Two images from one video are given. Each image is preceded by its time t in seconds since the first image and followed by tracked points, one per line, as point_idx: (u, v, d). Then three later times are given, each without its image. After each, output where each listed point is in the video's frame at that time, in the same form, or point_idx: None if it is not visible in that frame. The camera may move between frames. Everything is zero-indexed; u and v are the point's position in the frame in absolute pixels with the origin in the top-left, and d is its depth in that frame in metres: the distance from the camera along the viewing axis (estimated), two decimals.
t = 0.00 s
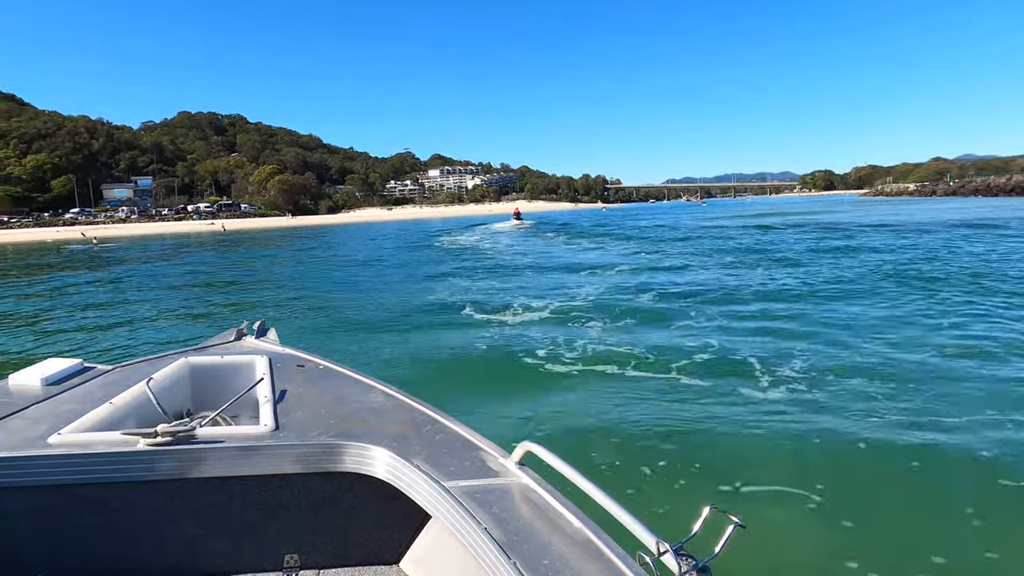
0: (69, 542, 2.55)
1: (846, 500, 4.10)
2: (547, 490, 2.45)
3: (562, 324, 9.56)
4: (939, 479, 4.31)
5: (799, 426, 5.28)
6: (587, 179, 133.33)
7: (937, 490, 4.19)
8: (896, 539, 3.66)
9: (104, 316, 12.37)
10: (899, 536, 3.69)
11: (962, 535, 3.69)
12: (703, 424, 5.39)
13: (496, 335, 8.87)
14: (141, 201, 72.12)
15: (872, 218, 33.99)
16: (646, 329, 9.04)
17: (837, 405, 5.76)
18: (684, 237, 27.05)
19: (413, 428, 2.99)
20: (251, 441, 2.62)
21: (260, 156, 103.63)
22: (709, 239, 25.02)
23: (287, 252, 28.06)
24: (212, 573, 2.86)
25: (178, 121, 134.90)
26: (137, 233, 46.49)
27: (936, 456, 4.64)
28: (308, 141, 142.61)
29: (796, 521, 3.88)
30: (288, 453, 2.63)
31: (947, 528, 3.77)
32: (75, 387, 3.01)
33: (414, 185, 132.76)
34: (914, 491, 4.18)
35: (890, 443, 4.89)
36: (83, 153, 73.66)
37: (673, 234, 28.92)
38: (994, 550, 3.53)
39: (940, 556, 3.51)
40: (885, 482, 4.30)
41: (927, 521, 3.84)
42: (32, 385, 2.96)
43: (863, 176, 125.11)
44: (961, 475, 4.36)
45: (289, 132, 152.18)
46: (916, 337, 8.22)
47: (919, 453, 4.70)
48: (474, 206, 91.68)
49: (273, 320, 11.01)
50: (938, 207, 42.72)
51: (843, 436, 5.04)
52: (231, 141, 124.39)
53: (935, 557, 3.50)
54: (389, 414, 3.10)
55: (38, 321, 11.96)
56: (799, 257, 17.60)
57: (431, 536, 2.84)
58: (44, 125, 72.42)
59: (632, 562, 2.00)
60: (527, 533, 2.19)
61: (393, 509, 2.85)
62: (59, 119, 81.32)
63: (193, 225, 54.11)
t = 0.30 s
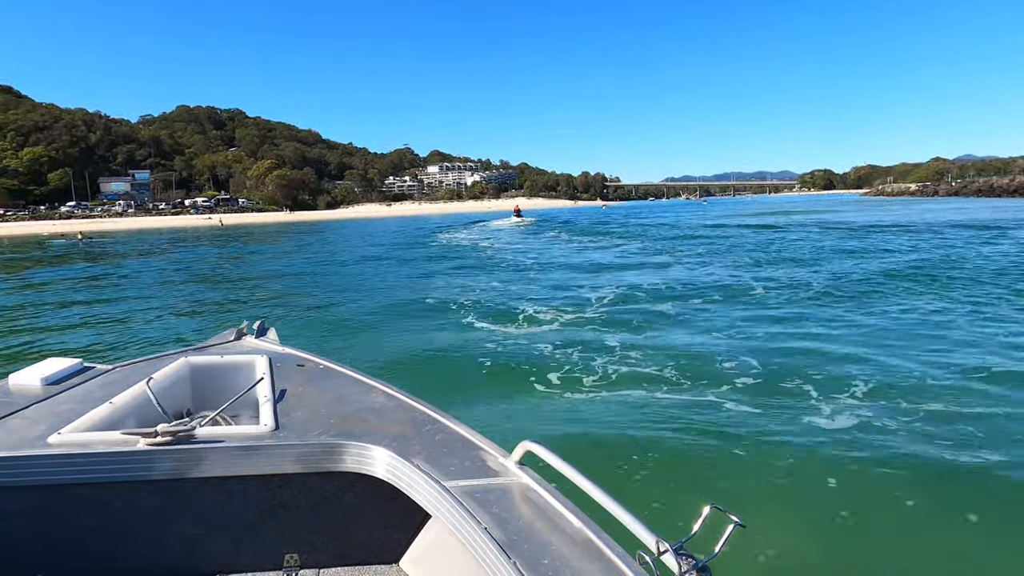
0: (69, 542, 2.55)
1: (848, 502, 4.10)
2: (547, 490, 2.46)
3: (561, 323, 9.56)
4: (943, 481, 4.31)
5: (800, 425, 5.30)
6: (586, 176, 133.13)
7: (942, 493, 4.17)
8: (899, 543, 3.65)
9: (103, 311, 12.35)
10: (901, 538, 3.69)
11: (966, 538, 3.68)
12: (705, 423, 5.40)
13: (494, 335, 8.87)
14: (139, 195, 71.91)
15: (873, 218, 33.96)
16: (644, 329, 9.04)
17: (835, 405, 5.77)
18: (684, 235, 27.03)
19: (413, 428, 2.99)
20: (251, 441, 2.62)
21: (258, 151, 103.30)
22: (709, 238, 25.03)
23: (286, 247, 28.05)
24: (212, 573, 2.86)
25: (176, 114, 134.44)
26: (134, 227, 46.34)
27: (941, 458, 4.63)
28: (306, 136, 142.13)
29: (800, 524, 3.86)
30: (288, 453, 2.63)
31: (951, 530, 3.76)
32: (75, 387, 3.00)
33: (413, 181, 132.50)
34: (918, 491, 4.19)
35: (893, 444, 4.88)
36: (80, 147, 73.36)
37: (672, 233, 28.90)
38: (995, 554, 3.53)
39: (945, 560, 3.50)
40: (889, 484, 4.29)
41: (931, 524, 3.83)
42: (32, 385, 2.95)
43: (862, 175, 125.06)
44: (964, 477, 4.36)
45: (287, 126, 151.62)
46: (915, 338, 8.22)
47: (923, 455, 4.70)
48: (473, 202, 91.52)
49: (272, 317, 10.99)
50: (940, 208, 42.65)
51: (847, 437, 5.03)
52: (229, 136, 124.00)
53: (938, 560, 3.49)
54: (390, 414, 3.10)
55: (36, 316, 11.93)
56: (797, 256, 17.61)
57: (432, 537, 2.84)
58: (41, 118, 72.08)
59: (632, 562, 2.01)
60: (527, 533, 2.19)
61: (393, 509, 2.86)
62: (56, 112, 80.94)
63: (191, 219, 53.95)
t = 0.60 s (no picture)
0: (70, 542, 2.56)
1: (849, 501, 4.13)
2: (548, 491, 2.47)
3: (560, 323, 9.57)
4: (944, 480, 4.33)
5: (802, 426, 5.32)
6: (582, 174, 133.07)
7: (941, 491, 4.21)
8: (900, 542, 3.68)
9: (101, 310, 12.29)
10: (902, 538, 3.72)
11: (966, 537, 3.72)
12: (705, 424, 5.42)
13: (492, 335, 8.87)
14: (133, 193, 71.53)
15: (871, 216, 33.96)
16: (642, 328, 9.06)
17: (832, 405, 5.79)
18: (681, 234, 27.05)
19: (413, 428, 3.00)
20: (252, 441, 2.63)
21: (253, 149, 102.86)
22: (707, 237, 25.03)
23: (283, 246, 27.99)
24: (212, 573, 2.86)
25: (170, 112, 133.77)
26: (128, 226, 46.13)
27: (940, 458, 4.66)
28: (302, 134, 141.59)
29: (800, 523, 3.90)
30: (288, 453, 2.63)
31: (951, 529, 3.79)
32: (75, 387, 3.00)
33: (409, 179, 132.16)
34: (918, 490, 4.22)
35: (892, 444, 4.92)
36: (73, 145, 72.87)
37: (670, 231, 28.91)
38: (996, 552, 3.56)
39: (946, 559, 3.53)
40: (888, 484, 4.32)
41: (931, 523, 3.86)
42: (33, 385, 2.95)
43: (858, 173, 125.45)
44: (964, 477, 4.39)
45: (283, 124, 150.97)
46: (913, 337, 8.26)
47: (923, 454, 4.72)
48: (469, 200, 91.34)
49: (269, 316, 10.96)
50: (939, 205, 42.65)
51: (848, 437, 5.06)
52: (224, 133, 123.45)
53: (936, 559, 3.53)
54: (389, 414, 3.12)
55: (32, 315, 11.86)
56: (794, 255, 17.64)
57: (432, 537, 2.85)
58: (33, 116, 71.57)
59: (632, 563, 2.03)
60: (527, 533, 2.21)
61: (393, 509, 2.87)
62: (49, 109, 80.36)
63: (185, 218, 53.69)
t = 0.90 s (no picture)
0: (70, 542, 2.56)
1: (849, 501, 4.15)
2: (547, 491, 2.48)
3: (558, 321, 9.59)
4: (943, 479, 4.35)
5: (802, 425, 5.35)
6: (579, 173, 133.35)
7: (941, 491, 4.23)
8: (900, 543, 3.69)
9: (96, 310, 12.22)
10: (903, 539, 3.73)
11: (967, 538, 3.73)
12: (707, 423, 5.45)
13: (489, 334, 8.85)
14: (126, 191, 71.07)
15: (868, 211, 34.05)
16: (639, 326, 9.07)
17: (830, 404, 5.84)
18: (678, 231, 27.08)
19: (413, 428, 3.00)
20: (252, 441, 2.63)
21: (247, 146, 102.30)
22: (703, 234, 25.07)
23: (279, 244, 27.87)
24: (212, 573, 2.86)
25: (164, 110, 132.94)
26: (122, 224, 45.83)
27: (940, 456, 4.68)
28: (296, 131, 140.95)
29: (801, 524, 3.91)
30: (288, 453, 2.64)
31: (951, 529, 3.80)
32: (75, 387, 2.99)
33: (405, 176, 131.80)
34: (916, 490, 4.24)
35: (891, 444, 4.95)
36: (65, 142, 72.24)
37: (667, 227, 28.97)
38: (996, 554, 3.57)
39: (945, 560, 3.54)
40: (886, 483, 4.35)
41: (931, 523, 3.88)
42: (33, 385, 2.95)
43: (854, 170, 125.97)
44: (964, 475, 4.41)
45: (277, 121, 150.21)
46: (908, 334, 8.31)
47: (923, 453, 4.75)
48: (465, 197, 91.16)
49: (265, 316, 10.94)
50: (936, 199, 42.78)
51: (849, 437, 5.09)
52: (218, 131, 122.73)
53: (936, 560, 3.54)
54: (389, 414, 3.12)
55: (25, 316, 11.79)
56: (791, 252, 17.68)
57: (432, 537, 2.86)
58: (24, 114, 70.98)
59: (632, 563, 2.04)
60: (527, 533, 2.22)
61: (393, 509, 2.88)
62: (40, 107, 79.64)
63: (179, 216, 53.38)
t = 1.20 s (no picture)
0: (70, 542, 2.56)
1: (850, 502, 4.15)
2: (547, 490, 2.50)
3: (556, 321, 9.60)
4: (941, 479, 4.38)
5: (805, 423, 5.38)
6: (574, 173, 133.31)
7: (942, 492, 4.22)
8: (899, 546, 3.70)
9: (92, 311, 12.19)
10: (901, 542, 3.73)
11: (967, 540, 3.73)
12: (711, 422, 5.47)
13: (486, 335, 8.85)
14: (118, 191, 70.56)
15: (863, 210, 34.16)
16: (636, 327, 9.08)
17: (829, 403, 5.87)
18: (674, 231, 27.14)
19: (413, 428, 3.01)
20: (252, 441, 2.63)
21: (241, 146, 101.84)
22: (699, 233, 25.15)
23: (275, 244, 27.84)
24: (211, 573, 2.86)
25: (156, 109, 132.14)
26: (114, 224, 45.53)
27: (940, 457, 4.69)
28: (291, 131, 140.46)
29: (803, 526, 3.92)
30: (288, 452, 2.64)
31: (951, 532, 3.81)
32: (75, 387, 2.99)
33: (400, 176, 131.43)
34: (917, 490, 4.25)
35: (890, 443, 4.98)
36: (56, 142, 71.66)
37: (663, 227, 29.06)
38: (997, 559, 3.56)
39: (945, 564, 3.53)
40: (886, 482, 4.37)
41: (930, 525, 3.89)
42: (33, 385, 2.95)
43: (847, 170, 126.51)
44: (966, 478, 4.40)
45: (271, 121, 149.45)
46: (904, 332, 8.34)
47: (926, 454, 4.75)
48: (461, 197, 91.00)
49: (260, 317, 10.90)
50: (930, 198, 42.97)
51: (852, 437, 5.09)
52: (211, 130, 122.05)
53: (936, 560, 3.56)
54: (389, 414, 3.12)
55: (17, 317, 11.71)
56: (787, 252, 17.74)
57: (432, 536, 2.86)
58: (15, 113, 70.37)
59: (632, 562, 2.06)
60: (527, 533, 2.23)
61: (393, 508, 2.88)
62: (31, 106, 78.98)
63: (172, 216, 53.05)
